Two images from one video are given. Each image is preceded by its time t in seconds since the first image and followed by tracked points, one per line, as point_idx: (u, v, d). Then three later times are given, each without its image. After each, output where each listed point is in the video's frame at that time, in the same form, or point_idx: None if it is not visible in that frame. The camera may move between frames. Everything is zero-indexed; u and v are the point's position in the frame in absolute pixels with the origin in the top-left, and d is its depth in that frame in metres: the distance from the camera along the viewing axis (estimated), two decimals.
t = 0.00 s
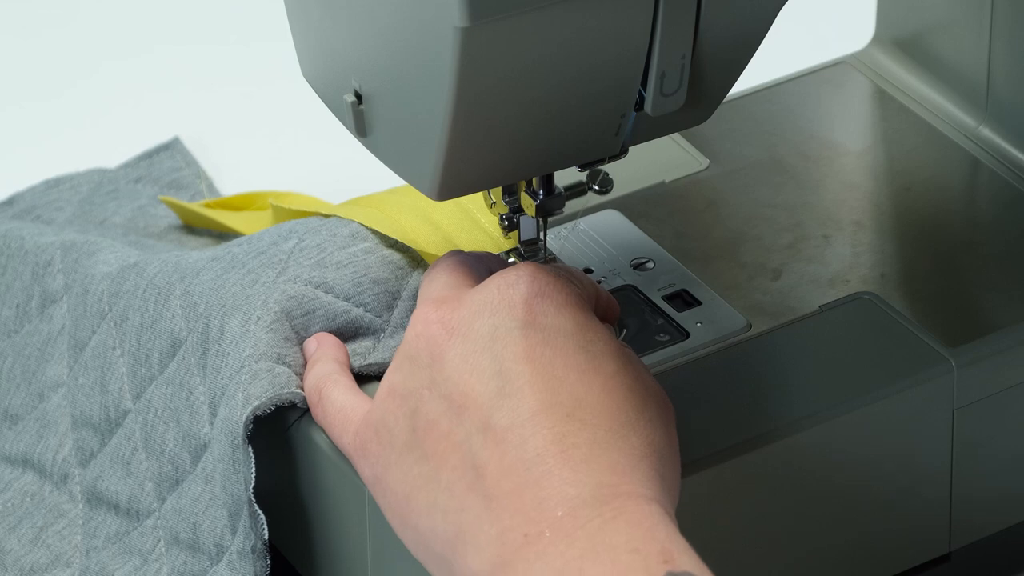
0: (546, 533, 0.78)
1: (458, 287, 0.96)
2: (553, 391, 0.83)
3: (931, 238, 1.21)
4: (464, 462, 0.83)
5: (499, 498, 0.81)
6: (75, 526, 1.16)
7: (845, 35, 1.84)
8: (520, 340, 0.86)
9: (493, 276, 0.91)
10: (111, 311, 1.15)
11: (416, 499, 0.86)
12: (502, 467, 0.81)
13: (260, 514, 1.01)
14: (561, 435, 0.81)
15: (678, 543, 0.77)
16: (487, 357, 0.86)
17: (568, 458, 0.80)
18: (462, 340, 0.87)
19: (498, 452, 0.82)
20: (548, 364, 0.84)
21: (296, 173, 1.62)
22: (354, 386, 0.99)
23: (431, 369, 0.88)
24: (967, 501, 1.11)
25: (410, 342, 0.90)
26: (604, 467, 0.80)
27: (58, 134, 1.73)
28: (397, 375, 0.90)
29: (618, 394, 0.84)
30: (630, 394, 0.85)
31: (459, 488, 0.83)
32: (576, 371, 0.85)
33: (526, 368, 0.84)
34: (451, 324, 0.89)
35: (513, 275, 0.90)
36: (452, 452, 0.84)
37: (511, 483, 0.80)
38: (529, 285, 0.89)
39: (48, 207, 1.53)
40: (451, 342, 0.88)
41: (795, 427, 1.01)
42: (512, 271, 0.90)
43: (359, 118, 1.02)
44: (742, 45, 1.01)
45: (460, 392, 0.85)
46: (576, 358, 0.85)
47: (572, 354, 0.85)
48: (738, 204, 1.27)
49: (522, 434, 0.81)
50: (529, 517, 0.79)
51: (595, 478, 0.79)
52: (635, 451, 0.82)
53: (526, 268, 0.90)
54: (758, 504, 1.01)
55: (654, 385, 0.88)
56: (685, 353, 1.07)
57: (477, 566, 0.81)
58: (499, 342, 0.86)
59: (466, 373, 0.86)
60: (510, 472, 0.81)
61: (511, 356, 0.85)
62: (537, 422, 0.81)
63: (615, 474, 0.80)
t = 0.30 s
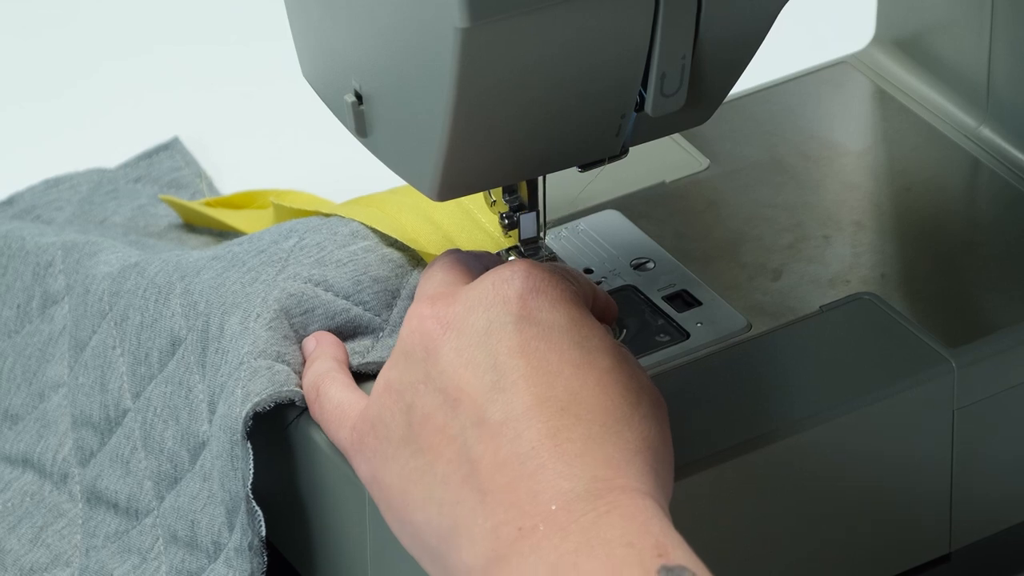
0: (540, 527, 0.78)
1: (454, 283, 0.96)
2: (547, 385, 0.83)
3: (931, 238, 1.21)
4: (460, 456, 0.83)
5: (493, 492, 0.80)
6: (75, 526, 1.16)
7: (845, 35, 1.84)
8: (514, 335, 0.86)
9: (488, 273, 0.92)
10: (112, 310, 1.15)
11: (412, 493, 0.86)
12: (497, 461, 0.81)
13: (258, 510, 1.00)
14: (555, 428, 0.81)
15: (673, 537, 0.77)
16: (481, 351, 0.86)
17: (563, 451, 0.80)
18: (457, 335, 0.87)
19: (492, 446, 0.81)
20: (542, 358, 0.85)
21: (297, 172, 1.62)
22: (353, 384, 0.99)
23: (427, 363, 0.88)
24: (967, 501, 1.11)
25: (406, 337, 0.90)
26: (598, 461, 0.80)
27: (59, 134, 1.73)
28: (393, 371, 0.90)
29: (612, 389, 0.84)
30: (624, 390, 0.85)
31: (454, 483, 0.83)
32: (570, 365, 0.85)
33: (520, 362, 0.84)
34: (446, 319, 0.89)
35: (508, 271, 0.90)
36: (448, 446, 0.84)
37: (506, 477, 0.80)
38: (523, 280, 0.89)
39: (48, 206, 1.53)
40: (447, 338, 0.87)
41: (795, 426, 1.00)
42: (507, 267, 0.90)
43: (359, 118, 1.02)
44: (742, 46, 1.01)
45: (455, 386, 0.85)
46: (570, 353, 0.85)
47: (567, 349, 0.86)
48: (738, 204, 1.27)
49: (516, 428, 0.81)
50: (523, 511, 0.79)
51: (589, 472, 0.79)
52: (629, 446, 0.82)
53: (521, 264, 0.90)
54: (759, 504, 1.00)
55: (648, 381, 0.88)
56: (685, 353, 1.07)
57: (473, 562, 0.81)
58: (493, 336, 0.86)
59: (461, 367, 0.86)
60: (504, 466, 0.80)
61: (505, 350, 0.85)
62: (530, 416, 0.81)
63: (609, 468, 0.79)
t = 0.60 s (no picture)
0: (537, 525, 0.78)
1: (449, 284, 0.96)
2: (543, 383, 0.83)
3: (931, 238, 1.21)
4: (457, 454, 0.83)
5: (491, 491, 0.80)
6: (75, 527, 1.16)
7: (846, 35, 1.84)
8: (510, 333, 0.86)
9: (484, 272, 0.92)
10: (109, 312, 1.15)
11: (410, 493, 0.86)
12: (494, 460, 0.81)
13: (254, 506, 1.00)
14: (552, 427, 0.81)
15: (669, 534, 0.77)
16: (477, 350, 0.86)
17: (559, 450, 0.80)
18: (453, 335, 0.87)
19: (490, 444, 0.82)
20: (538, 357, 0.85)
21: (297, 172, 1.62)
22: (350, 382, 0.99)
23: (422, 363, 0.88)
24: (967, 502, 1.11)
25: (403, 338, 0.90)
26: (594, 460, 0.80)
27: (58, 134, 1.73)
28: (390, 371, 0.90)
29: (608, 387, 0.85)
30: (620, 388, 0.85)
31: (451, 481, 0.83)
32: (566, 364, 0.85)
33: (516, 361, 0.84)
34: (443, 318, 0.89)
35: (503, 269, 0.90)
36: (445, 445, 0.84)
37: (503, 475, 0.80)
38: (519, 279, 0.89)
39: (45, 205, 1.51)
40: (441, 339, 0.88)
41: (795, 426, 1.00)
42: (502, 266, 0.90)
43: (359, 118, 1.02)
44: (742, 46, 1.01)
45: (451, 386, 0.85)
46: (566, 351, 0.85)
47: (563, 347, 0.86)
48: (738, 204, 1.27)
49: (513, 426, 0.81)
50: (520, 509, 0.79)
51: (585, 470, 0.79)
52: (626, 444, 0.82)
53: (516, 263, 0.90)
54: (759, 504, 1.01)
55: (644, 378, 0.88)
56: (684, 352, 1.07)
57: (470, 561, 0.81)
58: (490, 336, 0.86)
59: (458, 367, 0.85)
60: (501, 465, 0.80)
61: (502, 349, 0.85)
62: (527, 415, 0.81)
63: (606, 466, 0.80)
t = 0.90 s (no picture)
0: (533, 528, 0.78)
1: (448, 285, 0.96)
2: (540, 386, 0.83)
3: (931, 239, 1.21)
4: (454, 458, 0.83)
5: (487, 493, 0.80)
6: (75, 527, 1.16)
7: (846, 35, 1.84)
8: (507, 337, 0.86)
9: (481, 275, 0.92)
10: (109, 311, 1.15)
11: (407, 496, 0.86)
12: (491, 463, 0.81)
13: (252, 503, 1.00)
14: (548, 429, 0.81)
15: (664, 537, 0.77)
16: (474, 354, 0.86)
17: (556, 452, 0.80)
18: (450, 338, 0.87)
19: (486, 448, 0.82)
20: (534, 360, 0.85)
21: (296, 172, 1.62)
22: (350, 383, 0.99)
23: (419, 364, 0.88)
24: (967, 502, 1.11)
25: (399, 341, 0.90)
26: (590, 462, 0.80)
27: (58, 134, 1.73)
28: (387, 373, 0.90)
29: (605, 389, 0.85)
30: (617, 390, 0.85)
31: (448, 485, 0.83)
32: (563, 367, 0.85)
33: (513, 364, 0.84)
34: (439, 321, 0.89)
35: (500, 272, 0.90)
36: (442, 448, 0.84)
37: (499, 478, 0.80)
38: (516, 281, 0.89)
39: (45, 205, 1.51)
40: (436, 342, 0.87)
41: (795, 427, 1.00)
42: (498, 269, 0.90)
43: (359, 118, 1.02)
44: (743, 46, 1.01)
45: (446, 389, 0.85)
46: (563, 354, 0.85)
47: (559, 351, 0.86)
48: (738, 204, 1.27)
49: (510, 429, 0.81)
50: (516, 512, 0.79)
51: (581, 473, 0.79)
52: (622, 447, 0.82)
53: (513, 265, 0.90)
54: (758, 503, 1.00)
55: (641, 380, 0.88)
56: (684, 352, 1.07)
57: (467, 565, 0.81)
58: (486, 339, 0.86)
59: (454, 370, 0.85)
60: (497, 468, 0.81)
61: (498, 353, 0.85)
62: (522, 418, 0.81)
63: (602, 468, 0.80)
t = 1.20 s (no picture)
0: (530, 533, 0.78)
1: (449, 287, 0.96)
2: (537, 390, 0.83)
3: (931, 239, 1.21)
4: (451, 463, 0.83)
5: (485, 498, 0.80)
6: (75, 527, 1.16)
7: (846, 35, 1.84)
8: (504, 342, 0.86)
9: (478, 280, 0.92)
10: (109, 312, 1.15)
11: (405, 502, 0.86)
12: (488, 468, 0.81)
13: (252, 503, 1.01)
14: (545, 433, 0.81)
15: (662, 539, 0.78)
16: (471, 358, 0.86)
17: (553, 456, 0.80)
18: (448, 344, 0.87)
19: (483, 453, 0.82)
20: (531, 364, 0.85)
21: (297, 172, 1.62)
22: (350, 385, 0.99)
23: (418, 369, 0.88)
24: (967, 501, 1.11)
25: (399, 347, 0.90)
26: (588, 466, 0.80)
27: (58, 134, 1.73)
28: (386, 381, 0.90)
29: (603, 392, 0.85)
30: (615, 392, 0.85)
31: (446, 490, 0.83)
32: (561, 370, 0.85)
33: (510, 369, 0.84)
34: (437, 327, 0.89)
35: (497, 276, 0.90)
36: (440, 454, 0.84)
37: (497, 484, 0.80)
38: (513, 285, 0.89)
39: (45, 205, 1.51)
40: (435, 347, 0.87)
41: (794, 427, 1.00)
42: (495, 273, 0.90)
43: (359, 118, 1.02)
44: (742, 46, 1.01)
45: (445, 394, 0.85)
46: (560, 358, 0.86)
47: (556, 355, 0.86)
48: (738, 204, 1.27)
49: (507, 433, 0.81)
50: (514, 517, 0.79)
51: (579, 477, 0.79)
52: (620, 450, 0.82)
53: (509, 270, 0.91)
54: (756, 503, 1.00)
55: (639, 382, 0.88)
56: (684, 352, 1.07)
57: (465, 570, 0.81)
58: (483, 344, 0.86)
59: (452, 376, 0.85)
60: (495, 473, 0.80)
61: (495, 357, 0.85)
62: (519, 423, 0.81)
63: (600, 472, 0.80)
